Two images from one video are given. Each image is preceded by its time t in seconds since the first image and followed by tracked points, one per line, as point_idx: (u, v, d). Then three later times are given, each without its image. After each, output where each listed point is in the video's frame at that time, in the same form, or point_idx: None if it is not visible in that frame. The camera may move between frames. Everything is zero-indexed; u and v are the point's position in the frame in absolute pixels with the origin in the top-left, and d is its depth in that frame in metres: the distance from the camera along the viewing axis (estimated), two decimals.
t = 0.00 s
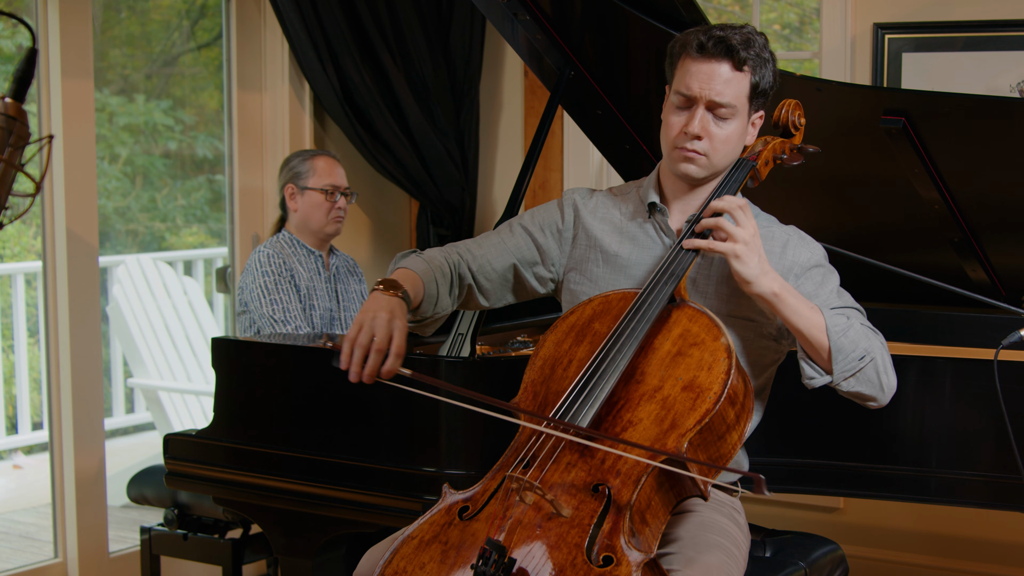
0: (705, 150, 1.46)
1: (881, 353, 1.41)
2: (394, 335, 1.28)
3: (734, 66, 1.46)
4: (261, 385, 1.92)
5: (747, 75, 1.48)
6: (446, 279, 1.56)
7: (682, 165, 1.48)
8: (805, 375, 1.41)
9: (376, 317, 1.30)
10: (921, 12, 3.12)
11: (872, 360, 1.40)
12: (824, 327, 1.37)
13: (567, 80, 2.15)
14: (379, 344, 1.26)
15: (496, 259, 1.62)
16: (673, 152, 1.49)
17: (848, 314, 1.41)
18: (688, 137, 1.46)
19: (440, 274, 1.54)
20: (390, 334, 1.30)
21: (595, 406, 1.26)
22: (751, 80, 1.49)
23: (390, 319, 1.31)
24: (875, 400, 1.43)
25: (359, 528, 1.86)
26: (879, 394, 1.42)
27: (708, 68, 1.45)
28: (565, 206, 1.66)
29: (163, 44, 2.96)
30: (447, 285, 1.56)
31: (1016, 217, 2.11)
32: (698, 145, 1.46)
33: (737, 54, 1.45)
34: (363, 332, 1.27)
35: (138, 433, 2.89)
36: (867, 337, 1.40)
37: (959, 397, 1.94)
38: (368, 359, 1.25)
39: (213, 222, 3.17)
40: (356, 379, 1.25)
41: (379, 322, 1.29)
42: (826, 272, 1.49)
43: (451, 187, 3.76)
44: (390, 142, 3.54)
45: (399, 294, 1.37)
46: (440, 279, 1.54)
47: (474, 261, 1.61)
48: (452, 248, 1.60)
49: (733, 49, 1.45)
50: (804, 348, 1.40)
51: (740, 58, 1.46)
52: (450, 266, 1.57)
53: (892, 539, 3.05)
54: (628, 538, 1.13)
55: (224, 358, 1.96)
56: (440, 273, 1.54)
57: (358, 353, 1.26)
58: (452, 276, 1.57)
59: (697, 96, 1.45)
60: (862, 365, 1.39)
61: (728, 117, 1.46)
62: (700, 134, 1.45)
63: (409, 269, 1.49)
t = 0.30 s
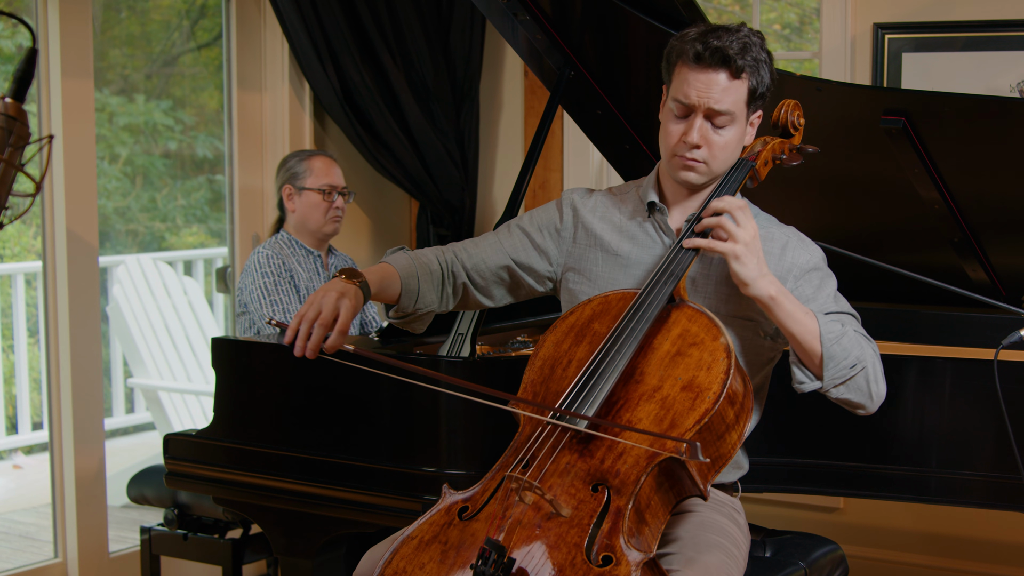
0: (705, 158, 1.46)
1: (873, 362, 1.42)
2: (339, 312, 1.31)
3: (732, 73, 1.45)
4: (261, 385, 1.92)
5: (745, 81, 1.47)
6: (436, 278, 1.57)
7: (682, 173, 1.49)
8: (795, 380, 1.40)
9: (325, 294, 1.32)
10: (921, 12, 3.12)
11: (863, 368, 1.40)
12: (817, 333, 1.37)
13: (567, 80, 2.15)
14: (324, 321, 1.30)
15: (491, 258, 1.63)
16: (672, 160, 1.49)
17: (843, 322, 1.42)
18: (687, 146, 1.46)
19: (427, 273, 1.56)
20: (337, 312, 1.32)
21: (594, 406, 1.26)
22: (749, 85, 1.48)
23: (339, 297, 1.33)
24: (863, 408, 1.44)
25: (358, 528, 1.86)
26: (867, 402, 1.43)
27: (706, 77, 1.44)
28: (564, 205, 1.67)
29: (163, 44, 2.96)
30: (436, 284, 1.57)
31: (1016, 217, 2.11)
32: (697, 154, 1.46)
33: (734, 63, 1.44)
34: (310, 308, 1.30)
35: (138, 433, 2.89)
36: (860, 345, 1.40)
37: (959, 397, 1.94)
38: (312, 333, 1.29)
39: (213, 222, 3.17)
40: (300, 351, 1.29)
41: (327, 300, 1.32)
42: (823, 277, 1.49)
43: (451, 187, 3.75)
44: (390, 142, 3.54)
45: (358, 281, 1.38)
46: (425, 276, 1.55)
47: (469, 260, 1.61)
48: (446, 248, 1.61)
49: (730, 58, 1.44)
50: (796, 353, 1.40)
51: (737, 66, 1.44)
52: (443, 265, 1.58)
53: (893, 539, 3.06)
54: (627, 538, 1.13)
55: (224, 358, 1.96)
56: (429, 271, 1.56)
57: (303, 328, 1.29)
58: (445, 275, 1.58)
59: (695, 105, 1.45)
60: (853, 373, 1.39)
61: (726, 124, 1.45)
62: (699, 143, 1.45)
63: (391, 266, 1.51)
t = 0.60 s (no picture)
0: (702, 160, 1.47)
1: (847, 384, 1.44)
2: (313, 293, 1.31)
3: (728, 75, 1.44)
4: (261, 386, 1.92)
5: (741, 82, 1.46)
6: (430, 277, 1.57)
7: (679, 175, 1.50)
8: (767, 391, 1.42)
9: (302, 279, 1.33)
10: (921, 12, 3.12)
11: (834, 389, 1.42)
12: (799, 349, 1.38)
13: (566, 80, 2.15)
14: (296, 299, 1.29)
15: (488, 258, 1.62)
16: (670, 161, 1.49)
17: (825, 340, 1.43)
18: (684, 149, 1.46)
19: (421, 272, 1.55)
20: (312, 294, 1.32)
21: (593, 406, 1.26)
22: (745, 86, 1.47)
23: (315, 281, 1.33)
24: (829, 425, 1.46)
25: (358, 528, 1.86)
26: (833, 421, 1.45)
27: (702, 79, 1.44)
28: (562, 206, 1.67)
29: (163, 45, 2.96)
30: (430, 283, 1.57)
31: (1017, 217, 2.11)
32: (694, 156, 1.46)
33: (730, 65, 1.43)
34: (285, 289, 1.30)
35: (138, 433, 2.89)
36: (836, 366, 1.41)
37: (959, 398, 1.94)
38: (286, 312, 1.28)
39: (213, 222, 3.17)
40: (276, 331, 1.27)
41: (302, 282, 1.32)
42: (818, 284, 1.49)
43: (451, 187, 3.75)
44: (390, 142, 3.54)
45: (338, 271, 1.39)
46: (419, 275, 1.55)
47: (466, 261, 1.61)
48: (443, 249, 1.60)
49: (726, 60, 1.43)
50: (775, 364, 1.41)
51: (733, 68, 1.44)
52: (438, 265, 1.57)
53: (892, 539, 3.05)
54: (626, 536, 1.13)
55: (224, 358, 1.96)
56: (422, 270, 1.55)
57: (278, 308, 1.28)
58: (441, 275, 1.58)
59: (691, 108, 1.45)
60: (824, 393, 1.41)
61: (723, 126, 1.46)
62: (696, 146, 1.45)
63: (383, 264, 1.50)
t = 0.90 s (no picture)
0: (699, 151, 1.46)
1: (861, 367, 1.43)
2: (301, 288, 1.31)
3: (726, 65, 1.45)
4: (261, 386, 1.92)
5: (739, 74, 1.47)
6: (424, 276, 1.57)
7: (675, 166, 1.48)
8: (784, 380, 1.41)
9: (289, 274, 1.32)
10: (921, 12, 3.12)
11: (852, 371, 1.41)
12: (811, 333, 1.38)
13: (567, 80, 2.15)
14: (284, 292, 1.29)
15: (485, 258, 1.62)
16: (667, 153, 1.49)
17: (836, 323, 1.43)
18: (681, 138, 1.46)
19: (414, 271, 1.56)
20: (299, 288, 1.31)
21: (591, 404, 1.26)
22: (743, 79, 1.48)
23: (303, 276, 1.33)
24: (848, 412, 1.45)
25: (358, 528, 1.86)
26: (852, 407, 1.44)
27: (700, 68, 1.45)
28: (560, 206, 1.67)
29: (163, 45, 2.96)
30: (424, 282, 1.57)
31: (1016, 217, 2.11)
32: (691, 145, 1.46)
33: (728, 54, 1.44)
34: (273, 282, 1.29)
35: (138, 433, 2.89)
36: (851, 348, 1.41)
37: (958, 397, 1.94)
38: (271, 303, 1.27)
39: (213, 222, 3.17)
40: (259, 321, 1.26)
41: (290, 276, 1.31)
42: (818, 277, 1.49)
43: (451, 187, 3.75)
44: (390, 142, 3.54)
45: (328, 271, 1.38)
46: (412, 274, 1.55)
47: (462, 261, 1.61)
48: (440, 248, 1.61)
49: (724, 50, 1.44)
50: (787, 352, 1.40)
51: (731, 58, 1.45)
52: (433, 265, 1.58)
53: (893, 539, 3.06)
54: (625, 535, 1.13)
55: (224, 358, 1.96)
56: (416, 270, 1.56)
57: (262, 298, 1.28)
58: (437, 274, 1.59)
59: (689, 96, 1.45)
60: (842, 376, 1.40)
61: (720, 116, 1.45)
62: (692, 134, 1.45)
63: (376, 263, 1.51)
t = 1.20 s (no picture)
0: (695, 147, 1.46)
1: (888, 330, 1.42)
2: (323, 308, 1.31)
3: (720, 61, 1.46)
4: (262, 386, 1.92)
5: (734, 71, 1.48)
6: (429, 286, 1.57)
7: (672, 164, 1.48)
8: (814, 358, 1.40)
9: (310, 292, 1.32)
10: (921, 12, 3.12)
11: (880, 337, 1.40)
12: (830, 309, 1.38)
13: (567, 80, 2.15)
14: (306, 314, 1.29)
15: (486, 265, 1.62)
16: (663, 150, 1.49)
17: (852, 292, 1.42)
18: (677, 135, 1.46)
19: (420, 281, 1.55)
20: (320, 307, 1.31)
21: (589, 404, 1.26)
22: (738, 76, 1.48)
23: (323, 294, 1.33)
24: (887, 378, 1.43)
25: (357, 528, 1.86)
26: (891, 370, 1.42)
27: (695, 65, 1.45)
28: (557, 209, 1.67)
29: (163, 45, 2.96)
30: (429, 292, 1.57)
31: (1016, 217, 2.11)
32: (687, 142, 1.46)
33: (722, 50, 1.45)
34: (294, 303, 1.29)
35: (138, 433, 2.89)
36: (872, 314, 1.41)
37: (958, 397, 1.94)
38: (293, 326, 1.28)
39: (213, 222, 3.17)
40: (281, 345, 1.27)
41: (310, 295, 1.31)
42: (819, 261, 1.49)
43: (451, 187, 3.75)
44: (390, 142, 3.54)
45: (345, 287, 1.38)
46: (418, 284, 1.55)
47: (464, 268, 1.61)
48: (441, 257, 1.61)
49: (718, 46, 1.45)
50: (811, 332, 1.40)
51: (725, 54, 1.45)
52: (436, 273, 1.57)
53: (892, 539, 3.05)
54: (623, 534, 1.13)
55: (224, 358, 1.96)
56: (421, 280, 1.55)
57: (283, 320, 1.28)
58: (440, 283, 1.58)
59: (684, 92, 1.46)
60: (873, 342, 1.39)
61: (716, 113, 1.46)
62: (688, 130, 1.45)
63: (383, 275, 1.50)
